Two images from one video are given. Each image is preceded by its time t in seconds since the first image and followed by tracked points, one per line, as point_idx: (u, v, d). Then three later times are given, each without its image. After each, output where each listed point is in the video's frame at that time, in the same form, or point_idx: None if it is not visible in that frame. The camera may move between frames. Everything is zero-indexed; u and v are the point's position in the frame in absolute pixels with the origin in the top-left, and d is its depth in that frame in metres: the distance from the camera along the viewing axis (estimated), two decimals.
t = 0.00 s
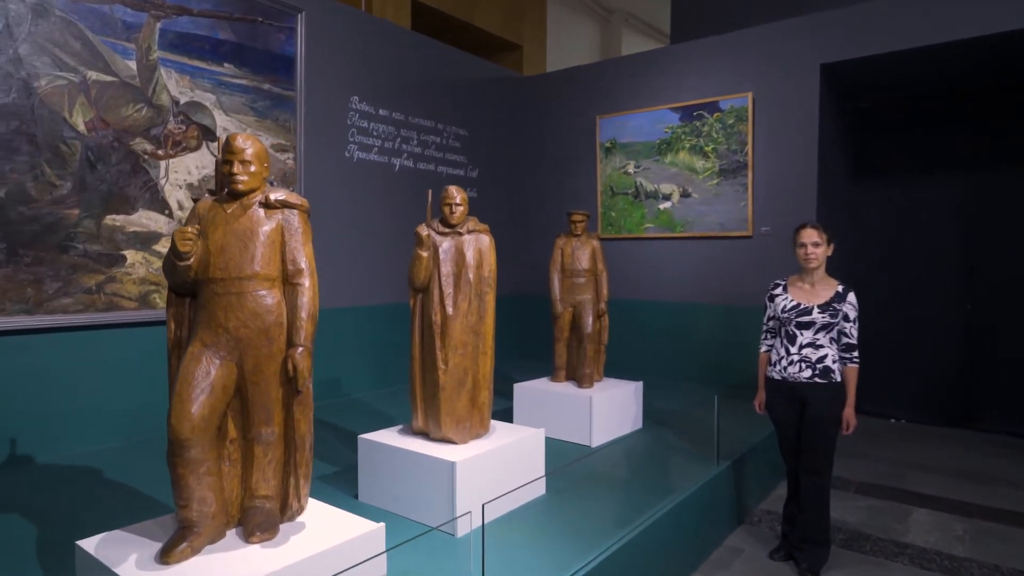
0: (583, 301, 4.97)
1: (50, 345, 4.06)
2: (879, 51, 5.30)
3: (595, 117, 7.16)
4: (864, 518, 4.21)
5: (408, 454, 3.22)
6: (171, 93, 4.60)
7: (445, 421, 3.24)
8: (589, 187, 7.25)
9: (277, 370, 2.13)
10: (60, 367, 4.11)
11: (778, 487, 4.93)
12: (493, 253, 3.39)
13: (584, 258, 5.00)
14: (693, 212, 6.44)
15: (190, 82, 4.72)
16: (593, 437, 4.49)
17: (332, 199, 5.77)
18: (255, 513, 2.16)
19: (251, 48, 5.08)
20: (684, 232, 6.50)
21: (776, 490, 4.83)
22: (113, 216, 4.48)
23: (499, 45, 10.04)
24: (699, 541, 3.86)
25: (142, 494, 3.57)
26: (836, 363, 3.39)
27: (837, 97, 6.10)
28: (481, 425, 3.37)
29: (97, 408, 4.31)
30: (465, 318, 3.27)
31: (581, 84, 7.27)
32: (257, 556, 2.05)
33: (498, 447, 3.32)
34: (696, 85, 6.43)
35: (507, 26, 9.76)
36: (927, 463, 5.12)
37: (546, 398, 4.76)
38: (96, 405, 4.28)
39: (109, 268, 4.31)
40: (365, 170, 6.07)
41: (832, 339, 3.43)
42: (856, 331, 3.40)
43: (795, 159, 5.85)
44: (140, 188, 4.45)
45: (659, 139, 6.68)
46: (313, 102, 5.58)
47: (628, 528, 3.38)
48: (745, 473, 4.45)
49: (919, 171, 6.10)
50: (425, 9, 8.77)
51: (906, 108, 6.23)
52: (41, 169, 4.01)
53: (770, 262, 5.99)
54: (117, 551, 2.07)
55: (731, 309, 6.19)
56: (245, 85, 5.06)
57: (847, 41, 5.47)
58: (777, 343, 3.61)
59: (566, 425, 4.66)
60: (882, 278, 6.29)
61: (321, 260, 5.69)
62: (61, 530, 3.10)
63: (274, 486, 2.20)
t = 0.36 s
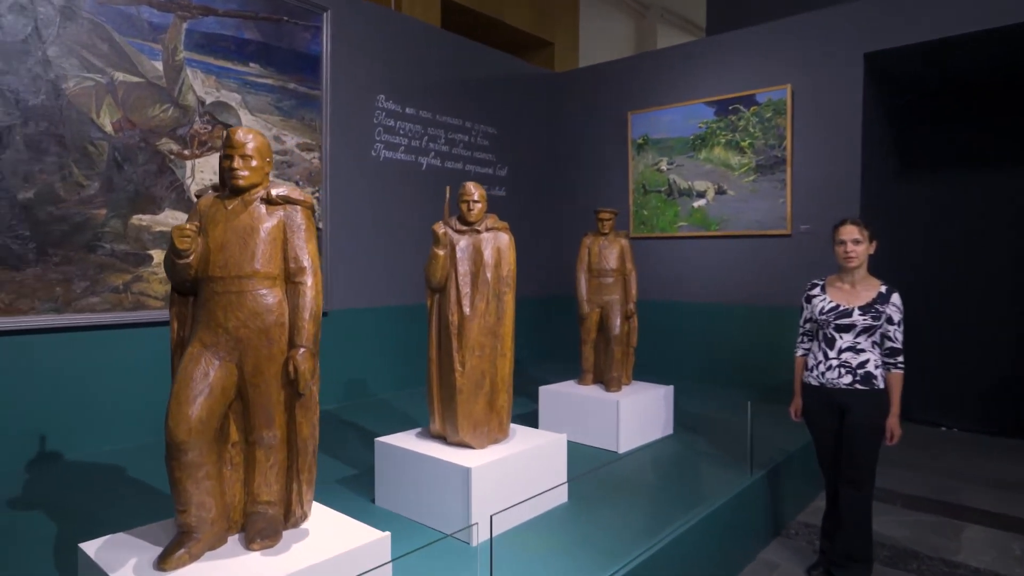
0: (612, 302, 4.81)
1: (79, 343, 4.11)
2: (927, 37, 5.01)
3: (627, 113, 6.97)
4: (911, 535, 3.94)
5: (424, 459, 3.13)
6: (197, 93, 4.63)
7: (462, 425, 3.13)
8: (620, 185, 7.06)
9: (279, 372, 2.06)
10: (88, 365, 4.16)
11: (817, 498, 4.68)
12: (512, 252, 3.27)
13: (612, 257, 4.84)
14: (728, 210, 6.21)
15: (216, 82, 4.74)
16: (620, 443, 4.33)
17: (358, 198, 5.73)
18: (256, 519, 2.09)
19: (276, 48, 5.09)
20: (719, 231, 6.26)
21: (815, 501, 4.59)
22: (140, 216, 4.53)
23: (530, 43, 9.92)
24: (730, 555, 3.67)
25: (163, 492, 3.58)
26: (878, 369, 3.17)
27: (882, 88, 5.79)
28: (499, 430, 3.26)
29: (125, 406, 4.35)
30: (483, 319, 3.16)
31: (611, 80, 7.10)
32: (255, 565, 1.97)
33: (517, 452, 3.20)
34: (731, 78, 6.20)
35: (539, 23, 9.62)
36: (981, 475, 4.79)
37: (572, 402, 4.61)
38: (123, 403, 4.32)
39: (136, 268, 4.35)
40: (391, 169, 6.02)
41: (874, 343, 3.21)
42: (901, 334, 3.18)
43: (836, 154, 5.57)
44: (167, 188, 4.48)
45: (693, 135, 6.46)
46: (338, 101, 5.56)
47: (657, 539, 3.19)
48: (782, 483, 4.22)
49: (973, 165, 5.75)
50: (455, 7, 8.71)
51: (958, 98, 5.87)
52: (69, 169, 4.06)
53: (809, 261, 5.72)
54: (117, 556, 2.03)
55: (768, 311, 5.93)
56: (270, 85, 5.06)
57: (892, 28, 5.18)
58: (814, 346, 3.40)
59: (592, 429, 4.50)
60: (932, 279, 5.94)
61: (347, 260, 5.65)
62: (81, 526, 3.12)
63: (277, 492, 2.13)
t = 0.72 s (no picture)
0: (644, 302, 4.64)
1: (114, 340, 4.19)
2: (988, 21, 4.67)
3: (664, 107, 6.76)
4: (968, 555, 3.66)
5: (443, 463, 3.05)
6: (228, 94, 4.67)
7: (482, 430, 3.04)
8: (657, 181, 6.85)
9: (283, 375, 2.00)
10: (122, 362, 4.24)
11: (863, 512, 4.42)
12: (534, 251, 3.16)
13: (645, 256, 4.67)
14: (770, 206, 5.94)
15: (247, 82, 4.77)
16: (651, 449, 4.17)
17: (388, 197, 5.71)
18: (261, 526, 2.04)
19: (306, 47, 5.10)
20: (760, 228, 6.01)
21: (861, 515, 4.33)
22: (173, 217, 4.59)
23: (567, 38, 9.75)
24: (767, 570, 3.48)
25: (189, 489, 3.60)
26: (931, 377, 2.93)
27: (939, 75, 5.44)
28: (521, 435, 3.15)
29: (157, 403, 4.41)
30: (503, 320, 3.06)
31: (648, 73, 6.90)
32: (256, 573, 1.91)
33: (539, 457, 3.09)
34: (773, 69, 5.94)
35: (575, 17, 9.45)
36: None
37: (601, 405, 4.47)
38: (155, 400, 4.39)
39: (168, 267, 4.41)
40: (422, 168, 5.98)
41: (927, 349, 2.97)
42: (957, 340, 2.93)
43: (887, 146, 5.26)
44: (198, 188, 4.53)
45: (733, 128, 6.22)
46: (369, 100, 5.54)
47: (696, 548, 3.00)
48: (826, 495, 3.99)
49: None
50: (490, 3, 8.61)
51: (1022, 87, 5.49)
52: (104, 170, 4.13)
53: (857, 260, 5.42)
54: (122, 559, 2.01)
55: (812, 312, 5.65)
56: (300, 84, 5.07)
57: (949, 11, 4.86)
58: (860, 352, 3.17)
59: (622, 434, 4.35)
60: (993, 279, 5.56)
61: (376, 258, 5.63)
62: (107, 522, 3.15)
63: (282, 497, 2.08)
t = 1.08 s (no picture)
0: (679, 304, 4.46)
1: (145, 338, 4.23)
2: None
3: (703, 102, 6.53)
4: None
5: (465, 468, 2.94)
6: (259, 93, 4.68)
7: (506, 435, 2.92)
8: (695, 178, 6.62)
9: (291, 375, 1.92)
10: (154, 360, 4.28)
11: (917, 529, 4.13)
12: (561, 249, 3.02)
13: (681, 256, 4.49)
14: (815, 204, 5.66)
15: (278, 81, 4.78)
16: (686, 457, 3.99)
17: (419, 196, 5.65)
18: (270, 532, 1.96)
19: (337, 46, 5.08)
20: (804, 227, 5.73)
21: (914, 533, 4.04)
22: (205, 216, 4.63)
23: (605, 34, 9.55)
24: None
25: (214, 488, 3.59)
26: (992, 387, 2.69)
27: (1002, 63, 5.09)
28: (547, 440, 3.02)
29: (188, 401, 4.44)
30: (528, 320, 2.93)
31: (687, 67, 6.68)
32: None
33: (565, 464, 2.96)
34: (819, 59, 5.66)
35: (614, 13, 9.24)
36: None
37: (634, 410, 4.30)
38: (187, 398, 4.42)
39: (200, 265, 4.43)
40: (453, 166, 5.90)
41: (987, 355, 2.73)
42: (1022, 346, 2.68)
43: (943, 139, 4.95)
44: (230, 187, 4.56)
45: (776, 123, 5.96)
46: (400, 98, 5.49)
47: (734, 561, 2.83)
48: (876, 510, 3.73)
49: None
50: None
51: None
52: (137, 170, 4.18)
53: (910, 260, 5.11)
54: (131, 562, 1.96)
55: (861, 315, 5.35)
56: (331, 83, 5.05)
57: None
58: (912, 358, 2.94)
59: (656, 440, 4.18)
60: None
61: (406, 258, 5.57)
62: (132, 519, 3.15)
63: (292, 501, 2.00)
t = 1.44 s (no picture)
0: (718, 304, 4.26)
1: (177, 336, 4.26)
2: None
3: (746, 95, 6.28)
4: None
5: (488, 473, 2.84)
6: (292, 92, 4.69)
7: (531, 439, 2.81)
8: (737, 175, 6.36)
9: (300, 375, 1.85)
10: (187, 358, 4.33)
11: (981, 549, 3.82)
12: (590, 246, 2.89)
13: (720, 254, 4.29)
14: (866, 200, 5.36)
15: (310, 80, 4.77)
16: (724, 465, 3.80)
17: (450, 194, 5.58)
18: (280, 536, 1.90)
19: (369, 43, 5.06)
20: (854, 224, 5.43)
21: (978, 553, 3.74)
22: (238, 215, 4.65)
23: (644, 29, 9.33)
24: None
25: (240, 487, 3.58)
26: None
27: None
28: (574, 446, 2.89)
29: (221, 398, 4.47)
30: (554, 321, 2.81)
31: (729, 59, 6.44)
32: None
33: (593, 471, 2.83)
34: (870, 47, 5.36)
35: (654, 7, 9.02)
36: None
37: (670, 415, 4.12)
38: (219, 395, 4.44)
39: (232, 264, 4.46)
40: (486, 164, 5.81)
41: None
42: None
43: (1007, 129, 4.61)
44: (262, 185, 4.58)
45: (823, 115, 5.68)
46: (432, 95, 5.44)
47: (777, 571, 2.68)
48: (935, 528, 3.45)
49: None
50: None
51: None
52: (172, 169, 4.22)
53: (971, 259, 4.77)
54: (141, 563, 1.93)
55: (916, 317, 5.03)
56: (363, 81, 5.03)
57: None
58: (973, 364, 2.70)
59: (692, 447, 3.99)
60: None
61: (437, 257, 5.51)
62: (158, 515, 3.16)
63: (303, 505, 1.94)
